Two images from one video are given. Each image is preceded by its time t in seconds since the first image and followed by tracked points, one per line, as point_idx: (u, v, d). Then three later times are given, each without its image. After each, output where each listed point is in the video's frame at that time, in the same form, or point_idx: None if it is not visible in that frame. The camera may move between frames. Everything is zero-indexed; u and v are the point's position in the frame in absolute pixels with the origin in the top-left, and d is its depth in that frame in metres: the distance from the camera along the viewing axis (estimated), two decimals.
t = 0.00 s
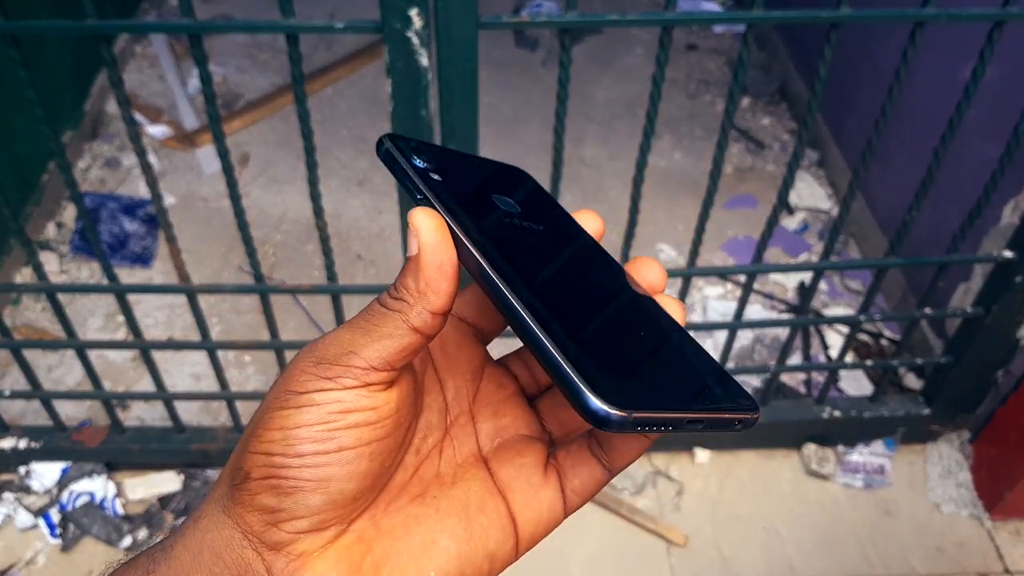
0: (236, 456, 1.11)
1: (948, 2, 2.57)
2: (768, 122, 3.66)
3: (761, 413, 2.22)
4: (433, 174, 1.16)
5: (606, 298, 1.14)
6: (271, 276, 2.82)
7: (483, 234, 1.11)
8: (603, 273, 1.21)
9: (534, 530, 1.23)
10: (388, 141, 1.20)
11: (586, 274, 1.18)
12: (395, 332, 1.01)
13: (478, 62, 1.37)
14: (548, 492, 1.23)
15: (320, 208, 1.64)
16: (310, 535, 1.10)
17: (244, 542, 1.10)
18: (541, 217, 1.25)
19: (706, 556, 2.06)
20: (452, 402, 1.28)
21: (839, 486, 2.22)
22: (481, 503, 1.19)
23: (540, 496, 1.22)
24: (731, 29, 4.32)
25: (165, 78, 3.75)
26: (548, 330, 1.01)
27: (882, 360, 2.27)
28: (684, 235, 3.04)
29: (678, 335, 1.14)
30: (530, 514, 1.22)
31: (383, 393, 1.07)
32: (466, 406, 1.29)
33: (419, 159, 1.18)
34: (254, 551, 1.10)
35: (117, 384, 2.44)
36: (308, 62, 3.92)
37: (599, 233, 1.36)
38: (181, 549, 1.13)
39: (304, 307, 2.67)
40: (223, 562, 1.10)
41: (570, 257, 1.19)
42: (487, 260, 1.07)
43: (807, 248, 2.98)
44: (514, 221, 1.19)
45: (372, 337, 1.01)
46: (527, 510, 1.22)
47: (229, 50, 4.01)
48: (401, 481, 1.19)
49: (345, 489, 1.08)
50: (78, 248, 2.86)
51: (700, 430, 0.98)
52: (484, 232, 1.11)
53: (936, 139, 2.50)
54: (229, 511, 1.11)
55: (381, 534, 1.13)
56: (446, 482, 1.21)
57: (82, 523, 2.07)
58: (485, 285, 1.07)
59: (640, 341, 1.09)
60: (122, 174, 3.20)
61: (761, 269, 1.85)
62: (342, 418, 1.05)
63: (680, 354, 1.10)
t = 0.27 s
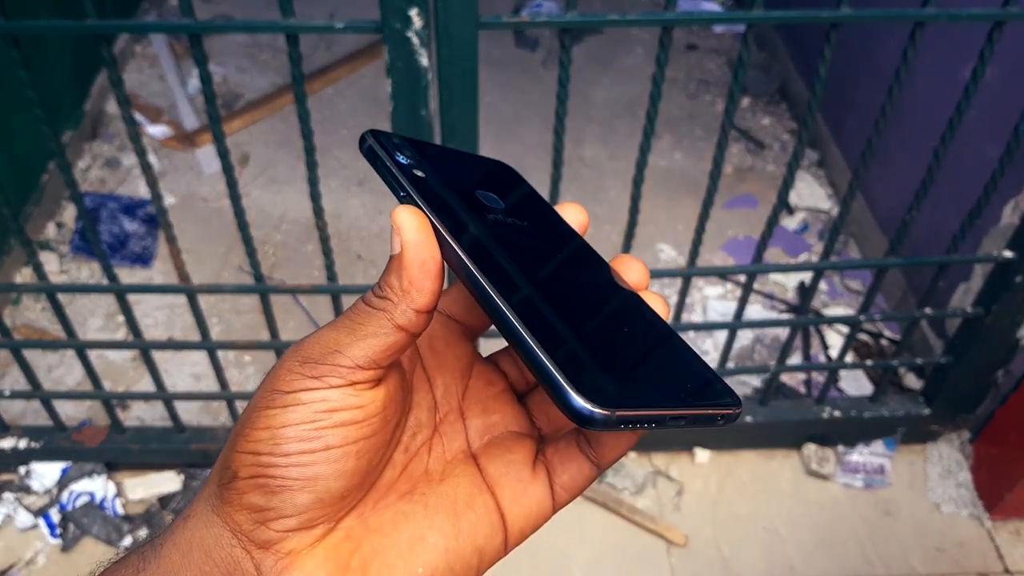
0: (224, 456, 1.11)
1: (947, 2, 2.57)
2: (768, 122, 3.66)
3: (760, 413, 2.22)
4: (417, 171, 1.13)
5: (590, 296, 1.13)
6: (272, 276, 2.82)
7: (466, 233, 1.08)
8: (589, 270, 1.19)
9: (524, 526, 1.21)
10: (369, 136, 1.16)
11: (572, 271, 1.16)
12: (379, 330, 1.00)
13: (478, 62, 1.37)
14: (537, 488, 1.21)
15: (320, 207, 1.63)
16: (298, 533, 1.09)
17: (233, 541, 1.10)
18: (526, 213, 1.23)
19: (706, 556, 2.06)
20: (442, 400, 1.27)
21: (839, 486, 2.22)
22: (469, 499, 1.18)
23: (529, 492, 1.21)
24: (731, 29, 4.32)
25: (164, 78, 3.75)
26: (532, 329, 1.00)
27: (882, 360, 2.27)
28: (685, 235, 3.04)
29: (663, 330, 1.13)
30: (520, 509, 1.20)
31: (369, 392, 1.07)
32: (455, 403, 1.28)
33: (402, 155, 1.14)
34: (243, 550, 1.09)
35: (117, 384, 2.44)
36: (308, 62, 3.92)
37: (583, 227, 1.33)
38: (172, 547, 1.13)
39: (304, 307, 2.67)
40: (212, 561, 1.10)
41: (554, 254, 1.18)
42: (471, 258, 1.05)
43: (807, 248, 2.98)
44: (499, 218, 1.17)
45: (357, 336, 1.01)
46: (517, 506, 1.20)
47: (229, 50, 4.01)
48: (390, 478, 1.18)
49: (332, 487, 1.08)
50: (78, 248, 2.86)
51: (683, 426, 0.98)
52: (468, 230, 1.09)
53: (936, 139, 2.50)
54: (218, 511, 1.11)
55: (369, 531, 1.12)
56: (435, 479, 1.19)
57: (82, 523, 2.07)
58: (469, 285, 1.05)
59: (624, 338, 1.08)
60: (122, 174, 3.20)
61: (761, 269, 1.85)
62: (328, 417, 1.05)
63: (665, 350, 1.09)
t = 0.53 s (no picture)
0: (224, 457, 1.11)
1: (947, 2, 2.57)
2: (768, 122, 3.66)
3: (760, 413, 2.22)
4: (414, 172, 1.13)
5: (589, 294, 1.13)
6: (271, 276, 2.82)
7: (463, 234, 1.08)
8: (587, 268, 1.19)
9: (523, 526, 1.21)
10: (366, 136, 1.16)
11: (569, 269, 1.16)
12: (378, 331, 1.00)
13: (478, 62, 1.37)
14: (536, 488, 1.21)
15: (320, 207, 1.63)
16: (298, 534, 1.09)
17: (233, 541, 1.10)
18: (523, 210, 1.22)
19: (706, 557, 2.06)
20: (441, 401, 1.27)
21: (839, 486, 2.22)
22: (469, 500, 1.18)
23: (527, 492, 1.20)
24: (731, 29, 4.32)
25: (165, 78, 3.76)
26: (529, 332, 1.01)
27: (882, 360, 2.27)
28: (685, 234, 3.04)
29: (661, 328, 1.13)
30: (519, 510, 1.20)
31: (369, 393, 1.07)
32: (455, 404, 1.28)
33: (400, 156, 1.14)
34: (243, 551, 1.09)
35: (117, 384, 2.44)
36: (308, 62, 3.92)
37: (580, 224, 1.33)
38: (173, 547, 1.13)
39: (304, 307, 2.68)
40: (212, 562, 1.10)
41: (552, 252, 1.18)
42: (469, 262, 1.05)
43: (807, 247, 2.97)
44: (497, 217, 1.17)
45: (355, 337, 1.01)
46: (516, 506, 1.20)
47: (229, 50, 4.01)
48: (389, 480, 1.18)
49: (331, 488, 1.08)
50: (78, 248, 2.86)
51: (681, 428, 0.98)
52: (465, 231, 1.09)
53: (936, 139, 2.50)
54: (218, 511, 1.11)
55: (369, 533, 1.12)
56: (435, 480, 1.19)
57: (82, 523, 2.07)
58: (467, 286, 1.05)
59: (622, 338, 1.08)
60: (122, 174, 3.20)
61: (761, 269, 1.85)
62: (327, 418, 1.05)
63: (663, 349, 1.09)
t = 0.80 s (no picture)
0: (224, 459, 1.11)
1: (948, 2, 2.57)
2: (768, 122, 3.66)
3: (760, 413, 2.22)
4: (414, 172, 1.13)
5: (587, 295, 1.13)
6: (271, 276, 2.82)
7: (461, 235, 1.08)
8: (588, 268, 1.18)
9: (523, 529, 1.20)
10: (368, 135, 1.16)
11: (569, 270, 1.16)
12: (377, 333, 1.00)
13: (478, 62, 1.37)
14: (535, 491, 1.20)
15: (320, 208, 1.63)
16: (298, 536, 1.09)
17: (233, 543, 1.10)
18: (524, 211, 1.22)
19: (706, 557, 2.05)
20: (442, 404, 1.27)
21: (839, 486, 2.22)
22: (468, 502, 1.17)
23: (527, 494, 1.19)
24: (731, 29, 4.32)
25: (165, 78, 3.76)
26: (524, 336, 1.00)
27: (883, 361, 2.27)
28: (685, 234, 3.04)
29: (660, 330, 1.12)
30: (518, 512, 1.19)
31: (367, 396, 1.07)
32: (455, 407, 1.28)
33: (401, 156, 1.14)
34: (244, 552, 1.09)
35: (116, 384, 2.44)
36: (308, 62, 3.92)
37: (583, 224, 1.32)
38: (173, 548, 1.13)
39: (304, 307, 2.67)
40: (213, 563, 1.10)
41: (553, 252, 1.17)
42: (466, 264, 1.05)
43: (807, 247, 2.97)
44: (497, 217, 1.16)
45: (354, 339, 1.01)
46: (515, 508, 1.18)
47: (229, 50, 4.01)
48: (389, 482, 1.18)
49: (331, 490, 1.08)
50: (78, 248, 2.86)
51: (675, 432, 0.97)
52: (464, 232, 1.09)
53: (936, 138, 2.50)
54: (218, 513, 1.11)
55: (369, 535, 1.12)
56: (435, 482, 1.19)
57: (82, 523, 2.06)
58: (464, 288, 1.05)
59: (620, 340, 1.07)
60: (122, 174, 3.20)
61: (761, 269, 1.85)
62: (327, 421, 1.05)
63: (661, 352, 1.09)
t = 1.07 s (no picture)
0: (226, 459, 1.11)
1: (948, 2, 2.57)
2: (768, 122, 3.66)
3: (760, 413, 2.22)
4: (414, 175, 1.13)
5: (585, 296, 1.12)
6: (271, 276, 2.82)
7: (458, 236, 1.08)
8: (586, 268, 1.18)
9: (520, 528, 1.20)
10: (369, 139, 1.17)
11: (567, 269, 1.16)
12: (377, 335, 1.00)
13: (478, 62, 1.37)
14: (532, 489, 1.20)
15: (320, 208, 1.63)
16: (300, 536, 1.10)
17: (236, 543, 1.10)
18: (523, 212, 1.22)
19: (706, 557, 2.05)
20: (441, 405, 1.27)
21: (839, 486, 2.22)
22: (466, 501, 1.17)
23: (524, 494, 1.20)
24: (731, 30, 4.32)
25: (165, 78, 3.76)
26: (520, 335, 1.00)
27: (883, 361, 2.27)
28: (685, 234, 3.04)
29: (659, 329, 1.12)
30: (516, 512, 1.19)
31: (369, 397, 1.07)
32: (454, 409, 1.28)
33: (400, 159, 1.14)
34: (246, 552, 1.09)
35: (116, 384, 2.44)
36: (308, 62, 3.92)
37: (583, 228, 1.32)
38: (176, 549, 1.13)
39: (304, 307, 2.67)
40: (215, 564, 1.10)
41: (551, 252, 1.17)
42: (463, 264, 1.04)
43: (807, 247, 2.97)
44: (495, 218, 1.16)
45: (354, 341, 1.01)
46: (512, 507, 1.19)
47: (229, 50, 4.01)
48: (389, 482, 1.17)
49: (332, 491, 1.08)
50: (78, 248, 2.86)
51: (670, 430, 0.96)
52: (461, 233, 1.09)
53: (936, 139, 2.50)
54: (220, 513, 1.11)
55: (370, 535, 1.12)
56: (434, 482, 1.19)
57: (82, 523, 2.06)
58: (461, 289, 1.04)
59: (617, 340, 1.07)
60: (122, 174, 3.20)
61: (761, 269, 1.85)
62: (329, 422, 1.05)
63: (658, 350, 1.08)
